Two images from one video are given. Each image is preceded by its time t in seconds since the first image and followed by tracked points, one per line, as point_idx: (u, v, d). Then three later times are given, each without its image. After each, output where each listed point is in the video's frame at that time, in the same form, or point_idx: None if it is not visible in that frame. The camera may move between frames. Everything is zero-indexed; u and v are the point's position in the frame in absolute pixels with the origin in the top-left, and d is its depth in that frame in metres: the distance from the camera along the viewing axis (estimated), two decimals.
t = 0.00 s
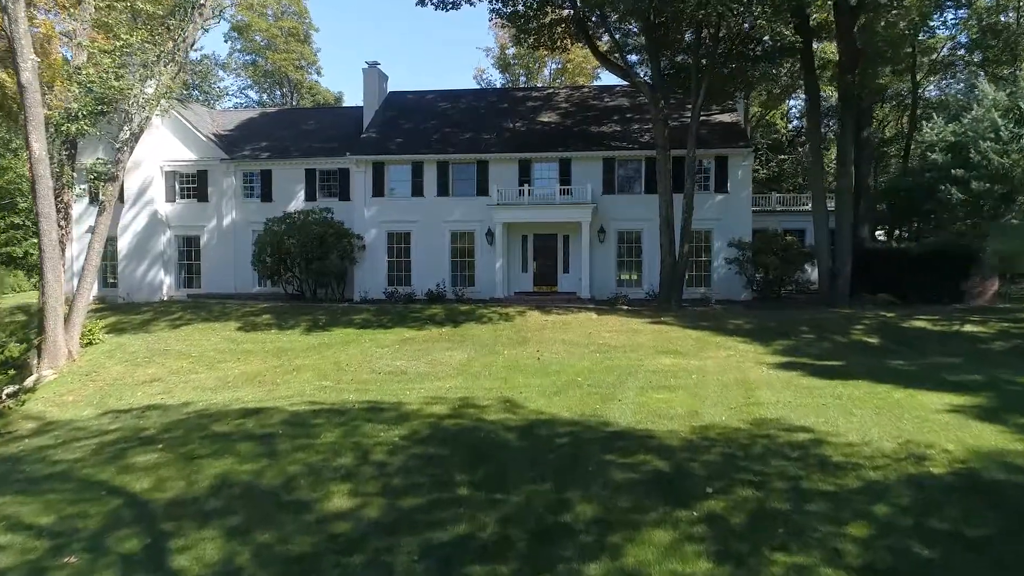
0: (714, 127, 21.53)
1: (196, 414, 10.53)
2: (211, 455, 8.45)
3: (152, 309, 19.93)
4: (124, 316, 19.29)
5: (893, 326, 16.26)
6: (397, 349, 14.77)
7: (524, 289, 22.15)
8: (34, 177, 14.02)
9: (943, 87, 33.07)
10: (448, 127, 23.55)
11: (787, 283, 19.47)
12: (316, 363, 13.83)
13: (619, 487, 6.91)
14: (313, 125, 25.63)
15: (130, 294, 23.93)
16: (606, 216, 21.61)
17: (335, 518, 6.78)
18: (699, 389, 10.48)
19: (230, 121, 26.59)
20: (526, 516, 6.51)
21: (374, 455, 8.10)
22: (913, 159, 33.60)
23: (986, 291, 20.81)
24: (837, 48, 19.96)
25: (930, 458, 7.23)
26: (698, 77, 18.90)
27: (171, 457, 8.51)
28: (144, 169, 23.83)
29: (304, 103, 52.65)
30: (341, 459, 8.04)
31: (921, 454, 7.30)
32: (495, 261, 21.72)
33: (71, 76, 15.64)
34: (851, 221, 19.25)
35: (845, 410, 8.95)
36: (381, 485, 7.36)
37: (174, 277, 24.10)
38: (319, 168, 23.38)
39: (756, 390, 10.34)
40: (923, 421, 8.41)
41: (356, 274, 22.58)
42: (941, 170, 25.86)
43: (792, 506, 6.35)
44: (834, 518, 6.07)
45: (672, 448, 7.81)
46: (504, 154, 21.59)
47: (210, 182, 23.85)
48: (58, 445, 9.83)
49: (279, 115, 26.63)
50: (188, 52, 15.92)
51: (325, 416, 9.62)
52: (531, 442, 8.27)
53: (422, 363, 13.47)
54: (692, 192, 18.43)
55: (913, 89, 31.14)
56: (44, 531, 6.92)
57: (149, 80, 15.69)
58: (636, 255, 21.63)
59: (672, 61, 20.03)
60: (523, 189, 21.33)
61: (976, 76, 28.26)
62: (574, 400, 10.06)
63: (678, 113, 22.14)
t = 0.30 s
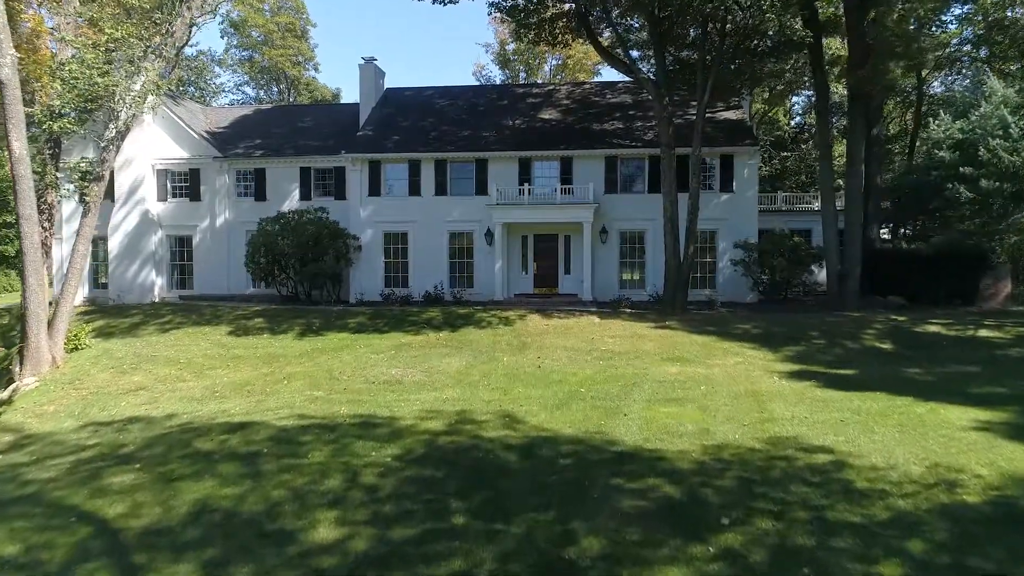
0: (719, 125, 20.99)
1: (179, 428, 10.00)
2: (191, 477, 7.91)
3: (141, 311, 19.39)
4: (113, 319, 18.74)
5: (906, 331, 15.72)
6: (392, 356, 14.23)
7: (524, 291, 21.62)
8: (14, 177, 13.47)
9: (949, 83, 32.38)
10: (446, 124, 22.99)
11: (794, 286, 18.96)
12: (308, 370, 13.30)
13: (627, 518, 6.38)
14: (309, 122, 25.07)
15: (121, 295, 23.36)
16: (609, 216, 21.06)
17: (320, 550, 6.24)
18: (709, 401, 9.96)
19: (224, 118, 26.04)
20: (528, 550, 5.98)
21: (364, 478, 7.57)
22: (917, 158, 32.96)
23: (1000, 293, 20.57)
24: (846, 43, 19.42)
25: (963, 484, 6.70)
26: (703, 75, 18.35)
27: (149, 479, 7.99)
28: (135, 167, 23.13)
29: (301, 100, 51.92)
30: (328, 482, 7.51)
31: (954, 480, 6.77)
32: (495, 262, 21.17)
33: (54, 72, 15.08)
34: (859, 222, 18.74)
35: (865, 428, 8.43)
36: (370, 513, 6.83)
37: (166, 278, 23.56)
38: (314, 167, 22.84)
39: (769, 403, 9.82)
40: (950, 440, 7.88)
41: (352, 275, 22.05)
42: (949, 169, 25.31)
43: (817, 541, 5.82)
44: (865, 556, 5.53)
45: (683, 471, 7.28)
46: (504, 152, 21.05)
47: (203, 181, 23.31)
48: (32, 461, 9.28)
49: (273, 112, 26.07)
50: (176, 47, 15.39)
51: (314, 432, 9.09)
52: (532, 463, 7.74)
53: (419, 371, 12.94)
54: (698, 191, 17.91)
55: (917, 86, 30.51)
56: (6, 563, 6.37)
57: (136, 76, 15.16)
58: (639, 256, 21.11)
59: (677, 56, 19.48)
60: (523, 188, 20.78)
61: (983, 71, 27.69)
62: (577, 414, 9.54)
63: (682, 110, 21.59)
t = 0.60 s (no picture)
0: (725, 122, 20.41)
1: (159, 445, 9.44)
2: (166, 503, 7.35)
3: (129, 314, 18.82)
4: (100, 322, 18.16)
5: (919, 336, 15.16)
6: (386, 363, 13.68)
7: (524, 293, 21.07)
8: None
9: (955, 79, 31.70)
10: (443, 122, 22.42)
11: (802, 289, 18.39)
12: (298, 380, 12.74)
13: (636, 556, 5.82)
14: (303, 120, 24.48)
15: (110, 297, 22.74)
16: (611, 216, 20.50)
17: None
18: (720, 417, 9.40)
19: (217, 114, 25.46)
20: None
21: (350, 506, 7.01)
22: (922, 155, 32.32)
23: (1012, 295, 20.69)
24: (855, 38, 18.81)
25: (1002, 518, 6.15)
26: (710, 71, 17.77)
27: (121, 505, 7.42)
28: (125, 165, 22.54)
29: (298, 96, 51.17)
30: (312, 511, 6.95)
31: (991, 513, 6.22)
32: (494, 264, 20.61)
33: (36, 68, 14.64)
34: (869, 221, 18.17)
35: (888, 449, 7.88)
36: (356, 547, 6.26)
37: (157, 279, 23.02)
38: (309, 165, 22.26)
39: (783, 419, 9.26)
40: (981, 464, 7.33)
41: (347, 276, 21.48)
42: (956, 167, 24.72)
43: None
44: None
45: (696, 500, 6.73)
46: (503, 150, 20.48)
47: (195, 179, 22.75)
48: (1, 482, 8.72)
49: (267, 109, 25.48)
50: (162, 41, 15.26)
51: (300, 452, 8.51)
52: (532, 489, 7.18)
53: (413, 380, 12.37)
54: (703, 191, 17.34)
55: (923, 81, 29.88)
56: None
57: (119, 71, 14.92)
58: (642, 257, 20.56)
59: (681, 52, 18.85)
60: (522, 187, 20.21)
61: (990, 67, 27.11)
62: (580, 431, 8.99)
63: (686, 107, 20.99)
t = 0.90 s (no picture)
0: (731, 119, 19.80)
1: (134, 466, 8.86)
2: (133, 538, 6.77)
3: (116, 318, 18.22)
4: (86, 327, 17.58)
5: (934, 343, 14.57)
6: (379, 373, 13.09)
7: (523, 296, 20.48)
8: None
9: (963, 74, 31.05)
10: (440, 119, 21.82)
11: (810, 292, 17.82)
12: (286, 392, 12.16)
13: None
14: (297, 117, 23.89)
15: (98, 299, 22.10)
16: (612, 216, 19.92)
17: None
18: (732, 437, 8.83)
19: (209, 111, 24.87)
20: None
21: (334, 542, 6.44)
22: (930, 152, 31.65)
23: None
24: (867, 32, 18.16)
25: None
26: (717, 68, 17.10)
27: (86, 538, 6.85)
28: (114, 163, 21.95)
29: (295, 92, 50.43)
30: (293, 547, 6.38)
31: None
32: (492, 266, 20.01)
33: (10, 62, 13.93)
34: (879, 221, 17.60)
35: (914, 476, 7.31)
36: None
37: (147, 280, 22.42)
38: (302, 164, 21.68)
39: (799, 439, 8.68)
40: (1018, 495, 6.76)
41: (342, 279, 20.88)
42: (966, 164, 24.07)
43: None
44: None
45: (710, 537, 6.16)
46: (502, 148, 19.87)
47: (186, 178, 22.16)
48: None
49: (261, 106, 24.86)
50: (145, 33, 14.81)
51: (282, 478, 7.93)
52: (532, 523, 6.61)
53: (407, 392, 11.78)
54: (710, 191, 16.73)
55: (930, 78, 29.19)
56: None
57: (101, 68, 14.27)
58: (646, 259, 19.98)
59: (687, 47, 18.16)
60: (522, 187, 19.60)
61: (1000, 62, 26.45)
62: (582, 453, 8.41)
63: (691, 104, 20.37)
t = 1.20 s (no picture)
0: (736, 117, 19.18)
1: (104, 493, 8.25)
2: None
3: (101, 323, 17.63)
4: (70, 332, 16.98)
5: (950, 352, 13.99)
6: (371, 385, 12.48)
7: (523, 300, 19.88)
8: None
9: (971, 69, 30.40)
10: (437, 116, 21.19)
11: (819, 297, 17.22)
12: (273, 406, 11.57)
13: None
14: (290, 114, 23.26)
15: (85, 302, 21.32)
16: (615, 218, 19.31)
17: None
18: (745, 461, 8.23)
19: (200, 108, 24.23)
20: None
21: None
22: (936, 149, 31.00)
23: None
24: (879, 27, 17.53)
25: None
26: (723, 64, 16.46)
27: None
28: (102, 162, 21.23)
29: (291, 88, 49.68)
30: None
31: None
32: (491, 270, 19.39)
33: None
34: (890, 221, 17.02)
35: (945, 510, 6.72)
36: None
37: (135, 283, 21.80)
38: (295, 163, 21.06)
39: (817, 464, 8.10)
40: None
41: (336, 282, 20.28)
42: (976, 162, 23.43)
43: None
44: None
45: None
46: (501, 147, 19.27)
47: (175, 178, 21.54)
48: None
49: (253, 103, 24.22)
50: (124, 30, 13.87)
51: (261, 509, 7.33)
52: (531, 565, 6.02)
53: (399, 406, 11.18)
54: (716, 192, 16.11)
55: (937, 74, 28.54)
56: None
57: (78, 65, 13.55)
58: (649, 262, 19.38)
59: (691, 42, 17.65)
60: (521, 188, 19.00)
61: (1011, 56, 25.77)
62: (584, 480, 7.81)
63: (696, 101, 19.74)
